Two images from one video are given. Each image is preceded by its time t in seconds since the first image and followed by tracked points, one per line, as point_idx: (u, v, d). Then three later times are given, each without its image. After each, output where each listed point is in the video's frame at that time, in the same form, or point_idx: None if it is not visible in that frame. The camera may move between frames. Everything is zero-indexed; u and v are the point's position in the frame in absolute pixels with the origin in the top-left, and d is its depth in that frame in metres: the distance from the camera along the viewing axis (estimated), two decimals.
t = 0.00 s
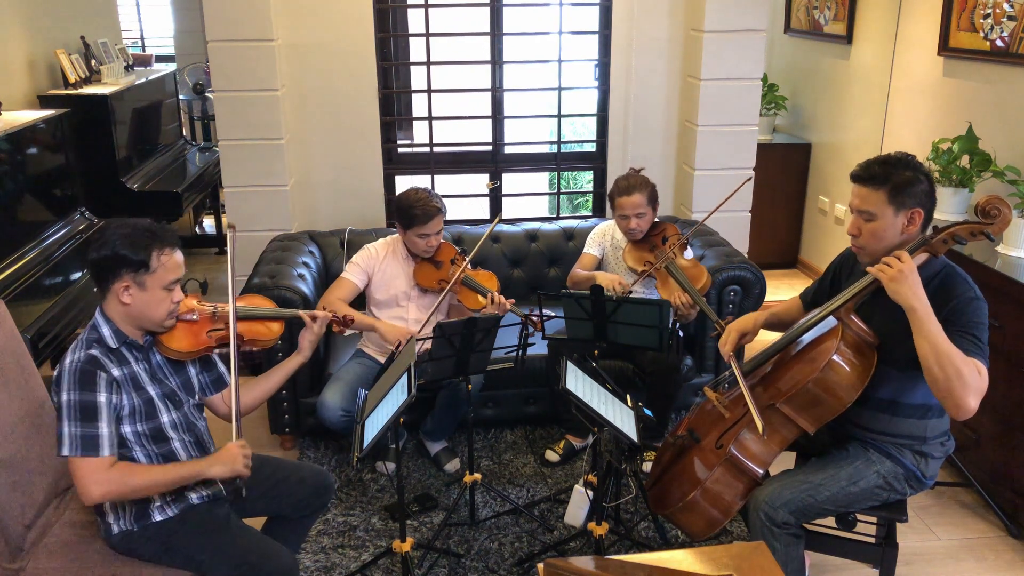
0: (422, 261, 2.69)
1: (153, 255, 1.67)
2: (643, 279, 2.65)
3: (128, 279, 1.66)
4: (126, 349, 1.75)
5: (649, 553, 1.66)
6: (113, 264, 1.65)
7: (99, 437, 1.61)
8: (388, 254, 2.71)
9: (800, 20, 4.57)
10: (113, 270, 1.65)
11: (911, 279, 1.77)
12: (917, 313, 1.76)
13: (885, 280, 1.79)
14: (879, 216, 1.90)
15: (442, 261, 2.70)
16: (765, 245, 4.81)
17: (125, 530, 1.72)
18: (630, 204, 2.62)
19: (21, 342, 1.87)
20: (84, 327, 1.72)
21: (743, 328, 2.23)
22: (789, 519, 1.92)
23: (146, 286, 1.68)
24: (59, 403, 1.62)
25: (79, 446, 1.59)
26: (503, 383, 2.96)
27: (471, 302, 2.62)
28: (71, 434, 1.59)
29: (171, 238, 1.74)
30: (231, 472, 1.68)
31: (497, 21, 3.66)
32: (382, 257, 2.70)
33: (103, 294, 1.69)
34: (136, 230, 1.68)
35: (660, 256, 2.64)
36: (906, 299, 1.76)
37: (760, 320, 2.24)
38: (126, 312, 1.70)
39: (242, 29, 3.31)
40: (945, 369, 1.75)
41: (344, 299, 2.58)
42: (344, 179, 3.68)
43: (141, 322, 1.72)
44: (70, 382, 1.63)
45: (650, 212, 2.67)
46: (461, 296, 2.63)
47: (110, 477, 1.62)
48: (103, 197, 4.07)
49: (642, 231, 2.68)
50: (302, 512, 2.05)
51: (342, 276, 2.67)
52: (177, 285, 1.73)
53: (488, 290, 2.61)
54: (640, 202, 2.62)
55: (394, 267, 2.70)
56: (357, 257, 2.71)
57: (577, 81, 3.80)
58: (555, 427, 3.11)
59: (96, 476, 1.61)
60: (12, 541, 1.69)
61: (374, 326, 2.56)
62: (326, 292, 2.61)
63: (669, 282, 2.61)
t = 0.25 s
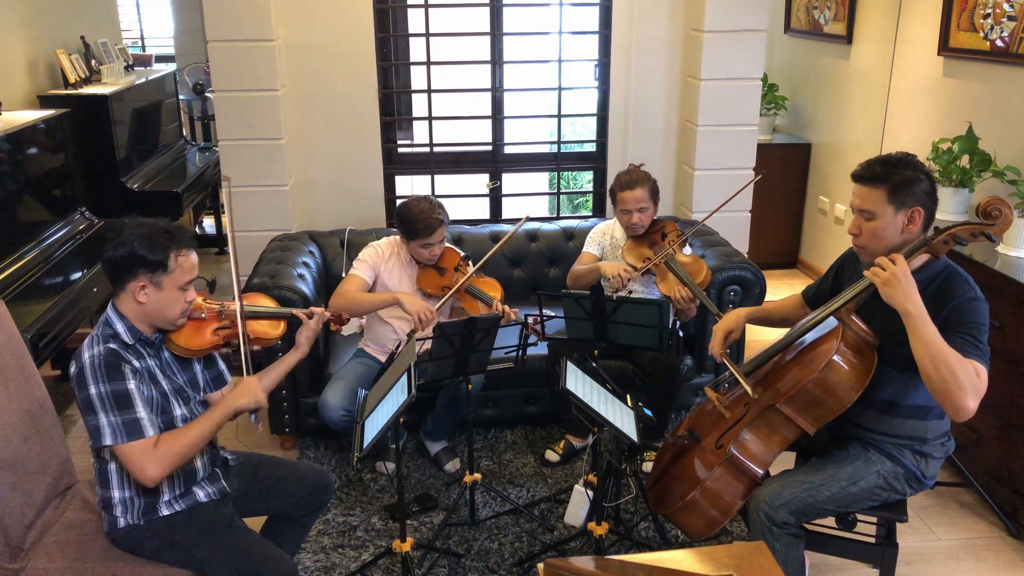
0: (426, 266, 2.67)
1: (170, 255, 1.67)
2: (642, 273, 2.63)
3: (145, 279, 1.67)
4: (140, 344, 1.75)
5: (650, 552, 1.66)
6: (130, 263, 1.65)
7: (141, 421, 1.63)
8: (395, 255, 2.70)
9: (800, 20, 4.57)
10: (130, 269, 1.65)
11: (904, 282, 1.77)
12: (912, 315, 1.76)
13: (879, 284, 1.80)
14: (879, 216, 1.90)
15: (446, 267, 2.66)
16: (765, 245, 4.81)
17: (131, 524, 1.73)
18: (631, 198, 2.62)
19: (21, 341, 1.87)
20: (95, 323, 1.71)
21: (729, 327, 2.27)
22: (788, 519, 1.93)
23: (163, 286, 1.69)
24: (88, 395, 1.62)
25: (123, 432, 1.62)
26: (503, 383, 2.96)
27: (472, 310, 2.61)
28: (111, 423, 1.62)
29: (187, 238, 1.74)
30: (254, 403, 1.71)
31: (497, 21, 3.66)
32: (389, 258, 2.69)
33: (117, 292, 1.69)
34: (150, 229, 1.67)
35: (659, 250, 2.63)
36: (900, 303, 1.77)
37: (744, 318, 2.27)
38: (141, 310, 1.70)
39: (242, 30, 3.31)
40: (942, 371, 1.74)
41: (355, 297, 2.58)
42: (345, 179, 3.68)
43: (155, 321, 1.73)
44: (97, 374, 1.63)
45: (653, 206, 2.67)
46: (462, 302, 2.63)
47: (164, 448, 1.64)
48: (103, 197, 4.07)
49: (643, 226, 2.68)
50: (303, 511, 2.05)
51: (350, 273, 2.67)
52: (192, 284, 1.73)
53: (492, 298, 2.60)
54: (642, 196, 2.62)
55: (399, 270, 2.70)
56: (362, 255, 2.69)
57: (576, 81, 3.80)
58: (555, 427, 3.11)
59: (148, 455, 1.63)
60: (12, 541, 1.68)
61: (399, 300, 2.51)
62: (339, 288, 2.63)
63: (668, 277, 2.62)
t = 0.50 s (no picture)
0: (428, 274, 2.67)
1: (176, 255, 1.68)
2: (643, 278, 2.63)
3: (150, 278, 1.67)
4: (143, 342, 1.77)
5: (649, 552, 1.66)
6: (136, 263, 1.65)
7: (164, 401, 1.67)
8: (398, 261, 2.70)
9: (800, 20, 4.57)
10: (135, 268, 1.65)
11: (904, 282, 1.77)
12: (908, 317, 1.76)
13: (878, 283, 1.80)
14: (868, 219, 1.90)
15: (446, 275, 2.66)
16: (765, 245, 4.81)
17: (132, 523, 1.74)
18: (628, 206, 2.63)
19: (21, 342, 1.87)
20: (97, 323, 1.71)
21: (744, 336, 2.24)
22: (788, 519, 1.93)
23: (168, 286, 1.69)
24: (105, 386, 1.65)
25: (148, 415, 1.65)
26: (503, 383, 2.96)
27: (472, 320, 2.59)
28: (135, 409, 1.65)
29: (192, 238, 1.74)
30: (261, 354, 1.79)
31: (497, 21, 3.66)
32: (392, 263, 2.69)
33: (122, 291, 1.69)
34: (156, 229, 1.67)
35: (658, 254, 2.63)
36: (898, 303, 1.77)
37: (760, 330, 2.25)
38: (144, 309, 1.70)
39: (242, 29, 3.31)
40: (927, 376, 1.75)
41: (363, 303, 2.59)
42: (345, 179, 3.68)
43: (158, 320, 1.73)
44: (111, 366, 1.66)
45: (648, 212, 2.67)
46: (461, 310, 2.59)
47: (193, 418, 1.68)
48: (103, 197, 4.07)
49: (641, 231, 2.69)
50: (304, 511, 2.04)
51: (354, 276, 2.67)
52: (196, 284, 1.74)
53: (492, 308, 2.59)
54: (638, 203, 2.63)
55: (400, 276, 2.69)
56: (365, 259, 2.69)
57: (576, 81, 3.80)
58: (555, 427, 3.11)
59: (179, 434, 1.67)
60: (12, 541, 1.68)
61: (411, 305, 2.52)
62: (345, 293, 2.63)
63: (667, 280, 2.61)
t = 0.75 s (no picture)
0: (426, 275, 2.67)
1: (176, 255, 1.68)
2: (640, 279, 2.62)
3: (150, 278, 1.67)
4: (143, 343, 1.75)
5: (649, 552, 1.66)
6: (137, 263, 1.65)
7: (149, 414, 1.64)
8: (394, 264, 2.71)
9: (800, 20, 4.57)
10: (135, 268, 1.65)
11: (900, 278, 1.77)
12: (903, 313, 1.76)
13: (875, 279, 1.81)
14: (869, 216, 1.90)
15: (443, 276, 2.66)
16: (765, 245, 4.81)
17: (131, 523, 1.74)
18: (625, 207, 2.62)
19: (21, 342, 1.86)
20: (98, 323, 1.71)
21: (749, 344, 2.27)
22: (788, 519, 1.92)
23: (168, 286, 1.69)
24: (95, 391, 1.62)
25: (132, 426, 1.62)
26: (502, 383, 2.96)
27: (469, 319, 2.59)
28: (120, 417, 1.62)
29: (192, 238, 1.74)
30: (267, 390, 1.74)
31: (497, 21, 3.66)
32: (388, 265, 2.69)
33: (122, 291, 1.69)
34: (156, 229, 1.67)
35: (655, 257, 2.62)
36: (892, 297, 1.77)
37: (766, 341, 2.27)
38: (145, 309, 1.70)
39: (242, 30, 3.31)
40: (929, 370, 1.75)
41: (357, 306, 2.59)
42: (344, 179, 3.68)
43: (159, 320, 1.73)
44: (104, 371, 1.63)
45: (646, 211, 2.67)
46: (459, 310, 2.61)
47: (171, 435, 1.65)
48: (103, 197, 4.06)
49: (638, 232, 2.68)
50: (304, 511, 2.04)
51: (349, 280, 2.66)
52: (196, 284, 1.74)
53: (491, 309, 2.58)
54: (635, 204, 2.62)
55: (396, 278, 2.70)
56: (360, 262, 2.70)
57: (576, 81, 3.80)
58: (555, 427, 3.11)
59: (156, 448, 1.63)
60: (12, 541, 1.68)
61: (396, 320, 2.51)
62: (336, 298, 2.63)
63: (664, 283, 2.60)
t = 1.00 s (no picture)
0: (420, 270, 2.67)
1: (173, 258, 1.68)
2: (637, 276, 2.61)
3: (147, 281, 1.67)
4: (141, 347, 1.75)
5: (649, 552, 1.66)
6: (134, 266, 1.65)
7: (124, 432, 1.62)
8: (387, 261, 2.72)
9: (800, 20, 4.57)
10: (133, 271, 1.65)
11: (898, 278, 1.77)
12: (899, 312, 1.77)
13: (873, 278, 1.80)
14: (871, 214, 1.90)
15: (438, 270, 2.66)
16: (765, 245, 4.81)
17: (130, 525, 1.73)
18: (624, 202, 2.62)
19: (21, 342, 1.87)
20: (97, 325, 1.71)
21: (746, 340, 2.28)
22: (788, 519, 1.93)
23: (165, 288, 1.69)
24: (81, 401, 1.62)
25: (105, 442, 1.61)
26: (502, 383, 2.96)
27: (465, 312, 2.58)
28: (97, 430, 1.60)
29: (190, 240, 1.74)
30: (261, 450, 1.66)
31: (497, 21, 3.66)
32: (381, 263, 2.71)
33: (120, 293, 1.69)
34: (155, 230, 1.68)
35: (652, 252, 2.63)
36: (890, 297, 1.77)
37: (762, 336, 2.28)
38: (142, 312, 1.70)
39: (242, 29, 3.31)
40: (921, 372, 1.75)
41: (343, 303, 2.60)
42: (345, 179, 3.68)
43: (156, 322, 1.73)
44: (92, 380, 1.63)
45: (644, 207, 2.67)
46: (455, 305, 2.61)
47: (140, 466, 1.63)
48: (103, 197, 4.06)
49: (637, 228, 2.68)
50: (304, 510, 2.04)
51: (341, 279, 2.69)
52: (194, 287, 1.74)
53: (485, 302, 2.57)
54: (633, 199, 2.63)
55: (391, 274, 2.71)
56: (354, 261, 2.73)
57: (577, 81, 3.80)
58: (555, 427, 3.11)
59: (124, 468, 1.62)
60: (12, 541, 1.68)
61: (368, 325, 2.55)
62: (325, 296, 2.64)
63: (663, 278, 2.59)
